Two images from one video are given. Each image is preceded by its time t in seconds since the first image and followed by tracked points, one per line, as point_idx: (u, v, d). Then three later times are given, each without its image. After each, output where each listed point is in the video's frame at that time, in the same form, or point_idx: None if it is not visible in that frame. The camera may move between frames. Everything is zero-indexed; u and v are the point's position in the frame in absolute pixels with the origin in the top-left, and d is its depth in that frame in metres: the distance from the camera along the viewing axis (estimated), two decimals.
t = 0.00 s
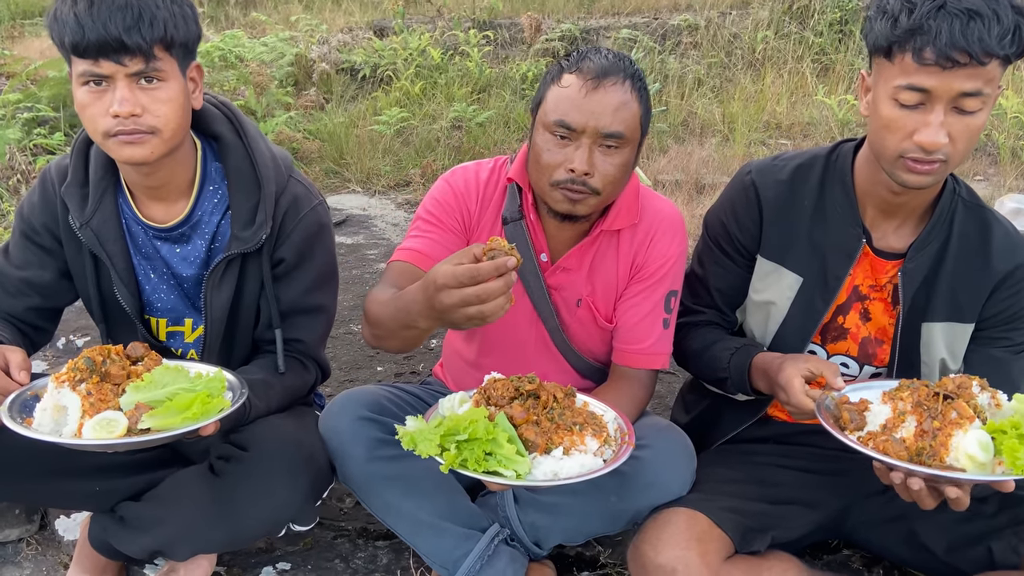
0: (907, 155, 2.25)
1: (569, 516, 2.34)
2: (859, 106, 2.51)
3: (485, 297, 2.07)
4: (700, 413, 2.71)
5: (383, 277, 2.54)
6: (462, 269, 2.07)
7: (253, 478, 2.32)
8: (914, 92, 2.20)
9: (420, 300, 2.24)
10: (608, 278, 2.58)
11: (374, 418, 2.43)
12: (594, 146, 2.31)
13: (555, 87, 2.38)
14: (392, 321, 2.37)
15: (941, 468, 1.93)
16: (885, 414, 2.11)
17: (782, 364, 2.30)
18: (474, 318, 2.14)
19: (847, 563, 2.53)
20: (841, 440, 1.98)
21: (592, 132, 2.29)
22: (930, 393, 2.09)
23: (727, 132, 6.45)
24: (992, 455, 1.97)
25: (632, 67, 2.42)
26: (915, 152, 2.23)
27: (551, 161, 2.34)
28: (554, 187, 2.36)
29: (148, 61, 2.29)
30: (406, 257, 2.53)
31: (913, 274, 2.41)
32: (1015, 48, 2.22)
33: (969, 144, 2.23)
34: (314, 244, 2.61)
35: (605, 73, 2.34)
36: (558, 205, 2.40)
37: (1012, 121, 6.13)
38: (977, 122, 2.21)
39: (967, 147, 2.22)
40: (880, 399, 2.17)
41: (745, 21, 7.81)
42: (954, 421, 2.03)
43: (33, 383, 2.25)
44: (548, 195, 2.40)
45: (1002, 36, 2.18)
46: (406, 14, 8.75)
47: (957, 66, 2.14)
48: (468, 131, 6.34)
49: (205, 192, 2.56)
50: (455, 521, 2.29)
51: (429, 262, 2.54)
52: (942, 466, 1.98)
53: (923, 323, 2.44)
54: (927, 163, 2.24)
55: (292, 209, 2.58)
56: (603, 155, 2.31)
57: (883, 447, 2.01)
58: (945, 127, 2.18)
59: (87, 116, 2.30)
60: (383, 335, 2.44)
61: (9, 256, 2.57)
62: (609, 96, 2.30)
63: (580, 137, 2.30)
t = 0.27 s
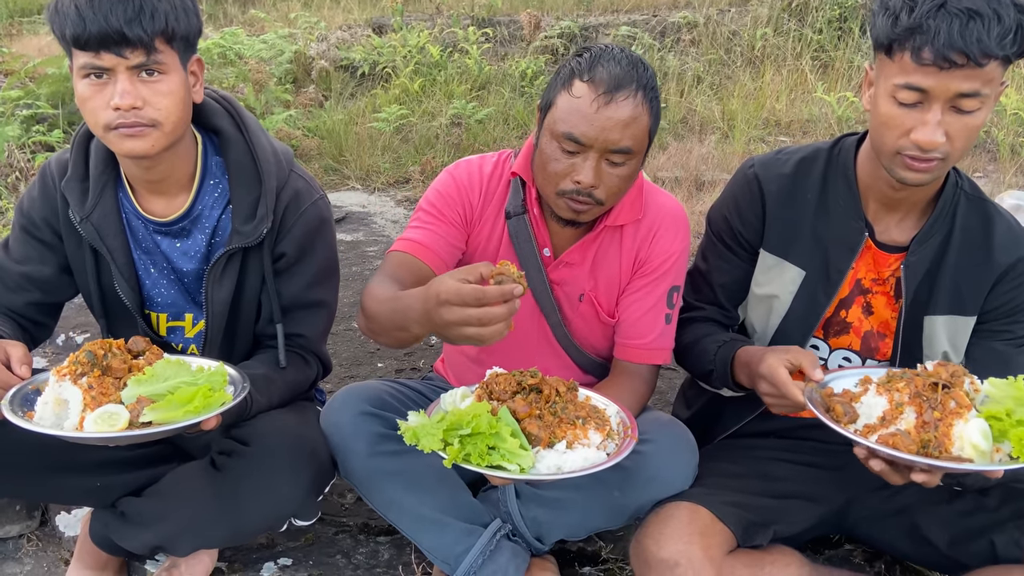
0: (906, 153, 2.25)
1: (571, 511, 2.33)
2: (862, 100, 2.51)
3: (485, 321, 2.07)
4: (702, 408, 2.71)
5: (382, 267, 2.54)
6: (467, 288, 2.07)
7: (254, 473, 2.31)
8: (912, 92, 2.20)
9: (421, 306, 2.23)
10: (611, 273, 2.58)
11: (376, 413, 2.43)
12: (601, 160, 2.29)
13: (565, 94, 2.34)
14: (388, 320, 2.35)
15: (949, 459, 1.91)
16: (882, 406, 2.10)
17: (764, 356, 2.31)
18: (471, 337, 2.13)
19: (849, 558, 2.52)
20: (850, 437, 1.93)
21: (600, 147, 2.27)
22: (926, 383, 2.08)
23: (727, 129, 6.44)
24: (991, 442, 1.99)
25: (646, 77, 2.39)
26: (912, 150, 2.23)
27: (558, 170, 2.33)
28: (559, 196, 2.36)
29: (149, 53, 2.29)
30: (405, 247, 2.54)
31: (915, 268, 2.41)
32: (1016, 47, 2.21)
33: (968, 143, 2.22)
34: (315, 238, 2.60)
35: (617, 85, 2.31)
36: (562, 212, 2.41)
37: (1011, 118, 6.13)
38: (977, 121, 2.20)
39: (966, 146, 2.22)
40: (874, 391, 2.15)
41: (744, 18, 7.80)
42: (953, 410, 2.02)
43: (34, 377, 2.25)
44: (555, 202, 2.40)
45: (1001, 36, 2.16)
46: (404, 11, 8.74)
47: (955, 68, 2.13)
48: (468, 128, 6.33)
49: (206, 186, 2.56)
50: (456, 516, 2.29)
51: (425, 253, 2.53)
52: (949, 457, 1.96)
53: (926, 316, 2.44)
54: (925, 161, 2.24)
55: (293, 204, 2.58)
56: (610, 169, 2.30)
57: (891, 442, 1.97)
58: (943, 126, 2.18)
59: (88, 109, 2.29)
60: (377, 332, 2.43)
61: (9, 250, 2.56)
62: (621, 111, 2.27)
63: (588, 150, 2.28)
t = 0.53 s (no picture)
0: (906, 145, 2.24)
1: (571, 510, 2.32)
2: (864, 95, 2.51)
3: (490, 343, 2.06)
4: (702, 406, 2.71)
5: (382, 264, 2.51)
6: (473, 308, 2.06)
7: (253, 473, 2.30)
8: (914, 83, 2.19)
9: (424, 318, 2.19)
10: (613, 272, 2.57)
11: (376, 412, 2.43)
12: (606, 158, 2.29)
13: (572, 91, 2.34)
14: (385, 326, 2.32)
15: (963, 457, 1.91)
16: (879, 410, 2.06)
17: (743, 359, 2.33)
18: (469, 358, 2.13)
19: (849, 556, 2.52)
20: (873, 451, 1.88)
21: (606, 145, 2.26)
22: (919, 382, 2.06)
23: (726, 127, 6.43)
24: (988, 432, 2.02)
25: (651, 75, 2.38)
26: (913, 142, 2.22)
27: (563, 168, 2.32)
28: (563, 194, 2.36)
29: (147, 50, 2.27)
30: (405, 245, 2.51)
31: (918, 264, 2.41)
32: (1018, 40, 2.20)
33: (969, 137, 2.22)
34: (314, 236, 2.60)
35: (624, 83, 2.30)
36: (566, 211, 2.41)
37: (1010, 116, 6.12)
38: (978, 114, 2.19)
39: (967, 139, 2.21)
40: (865, 394, 2.12)
41: (742, 16, 7.79)
42: (950, 405, 2.03)
43: (31, 376, 2.24)
44: (558, 200, 2.40)
45: (1003, 28, 2.16)
46: (402, 10, 8.72)
47: (957, 59, 2.13)
48: (466, 127, 6.32)
49: (204, 184, 2.55)
50: (456, 515, 2.28)
51: (425, 250, 2.50)
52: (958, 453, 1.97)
53: (927, 313, 2.44)
54: (925, 153, 2.23)
55: (292, 201, 2.57)
56: (615, 167, 2.30)
57: (905, 447, 1.94)
58: (943, 119, 2.18)
59: (86, 107, 2.28)
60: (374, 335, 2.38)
61: (6, 249, 2.55)
62: (626, 109, 2.26)
63: (594, 148, 2.27)
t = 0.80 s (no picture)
0: (905, 143, 2.24)
1: (571, 510, 2.31)
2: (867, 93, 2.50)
3: (505, 368, 1.95)
4: (703, 406, 2.70)
5: (379, 251, 2.46)
6: (484, 322, 1.96)
7: (252, 473, 2.29)
8: (914, 81, 2.18)
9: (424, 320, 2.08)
10: (614, 271, 2.56)
11: (375, 411, 2.42)
12: (612, 155, 2.27)
13: (576, 88, 2.33)
14: (384, 318, 2.20)
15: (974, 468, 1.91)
16: (888, 415, 2.05)
17: (745, 358, 2.33)
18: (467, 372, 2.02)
19: (850, 555, 2.52)
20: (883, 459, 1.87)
21: (612, 142, 2.25)
22: (930, 388, 2.05)
23: (724, 125, 6.42)
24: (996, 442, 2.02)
25: (655, 72, 2.38)
26: (912, 141, 2.22)
27: (568, 166, 2.31)
28: (567, 192, 2.35)
29: (143, 48, 2.26)
30: (404, 233, 2.48)
31: (921, 263, 2.41)
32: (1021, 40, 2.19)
33: (970, 136, 2.21)
34: (312, 234, 2.58)
35: (629, 80, 2.30)
36: (569, 209, 2.39)
37: (1008, 114, 6.11)
38: (979, 114, 2.18)
39: (966, 139, 2.20)
40: (875, 398, 2.10)
41: (740, 14, 7.78)
42: (960, 413, 2.02)
43: (28, 376, 2.22)
44: (562, 198, 2.38)
45: (1007, 28, 2.14)
46: (399, 8, 8.70)
47: (956, 57, 2.12)
48: (464, 125, 6.31)
49: (201, 182, 2.53)
50: (455, 515, 2.27)
51: (423, 240, 2.47)
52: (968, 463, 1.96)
53: (930, 313, 2.44)
54: (924, 152, 2.23)
55: (289, 200, 2.55)
56: (619, 165, 2.29)
57: (914, 456, 1.94)
58: (943, 118, 2.17)
59: (82, 105, 2.26)
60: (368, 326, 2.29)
61: (2, 248, 2.53)
62: (632, 105, 2.25)
63: (599, 145, 2.26)
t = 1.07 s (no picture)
0: (903, 144, 2.23)
1: (571, 511, 2.30)
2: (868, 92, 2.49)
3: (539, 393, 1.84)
4: (703, 407, 2.69)
5: (384, 226, 2.39)
6: (554, 351, 1.87)
7: (249, 475, 2.28)
8: (913, 82, 2.17)
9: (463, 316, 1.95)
10: (614, 270, 2.55)
11: (373, 413, 2.40)
12: (613, 153, 2.26)
13: (578, 87, 2.32)
14: (410, 289, 2.08)
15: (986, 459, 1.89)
16: (896, 411, 2.04)
17: (748, 355, 2.33)
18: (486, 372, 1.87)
19: (850, 555, 2.51)
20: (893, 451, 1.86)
21: (614, 140, 2.24)
22: (936, 382, 2.04)
23: (721, 124, 6.42)
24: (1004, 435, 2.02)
25: (657, 70, 2.37)
26: (910, 141, 2.21)
27: (569, 165, 2.30)
28: (569, 190, 2.33)
29: (138, 48, 2.24)
30: (411, 213, 2.42)
31: (921, 263, 2.40)
32: (1021, 42, 2.18)
33: (969, 138, 2.20)
34: (310, 234, 2.57)
35: (630, 78, 2.29)
36: (570, 208, 2.37)
37: (1005, 113, 6.10)
38: (979, 116, 2.17)
39: (966, 141, 2.19)
40: (882, 395, 2.09)
41: (737, 13, 7.77)
42: (968, 407, 2.01)
43: (23, 378, 2.21)
44: (564, 198, 2.37)
45: (1007, 29, 2.14)
46: (396, 7, 8.68)
47: (956, 59, 2.11)
48: (461, 125, 6.29)
49: (198, 182, 2.51)
50: (454, 516, 2.25)
51: (434, 221, 2.42)
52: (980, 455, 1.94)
53: (930, 313, 2.43)
54: (922, 153, 2.22)
55: (287, 200, 2.54)
56: (622, 164, 2.27)
57: (925, 449, 1.91)
58: (942, 120, 2.16)
59: (77, 105, 2.25)
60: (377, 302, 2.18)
61: None
62: (633, 103, 2.24)
63: (601, 143, 2.25)
